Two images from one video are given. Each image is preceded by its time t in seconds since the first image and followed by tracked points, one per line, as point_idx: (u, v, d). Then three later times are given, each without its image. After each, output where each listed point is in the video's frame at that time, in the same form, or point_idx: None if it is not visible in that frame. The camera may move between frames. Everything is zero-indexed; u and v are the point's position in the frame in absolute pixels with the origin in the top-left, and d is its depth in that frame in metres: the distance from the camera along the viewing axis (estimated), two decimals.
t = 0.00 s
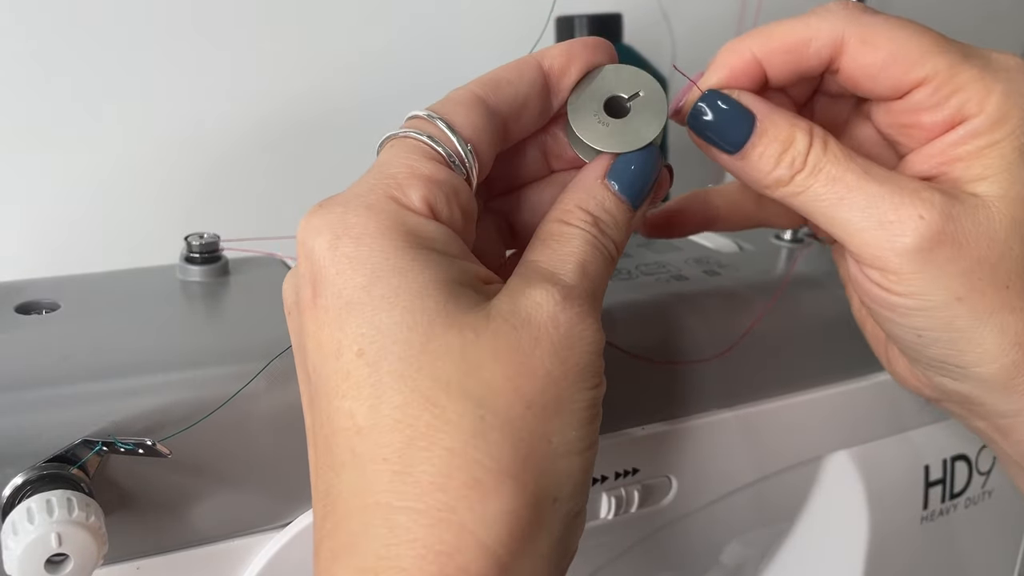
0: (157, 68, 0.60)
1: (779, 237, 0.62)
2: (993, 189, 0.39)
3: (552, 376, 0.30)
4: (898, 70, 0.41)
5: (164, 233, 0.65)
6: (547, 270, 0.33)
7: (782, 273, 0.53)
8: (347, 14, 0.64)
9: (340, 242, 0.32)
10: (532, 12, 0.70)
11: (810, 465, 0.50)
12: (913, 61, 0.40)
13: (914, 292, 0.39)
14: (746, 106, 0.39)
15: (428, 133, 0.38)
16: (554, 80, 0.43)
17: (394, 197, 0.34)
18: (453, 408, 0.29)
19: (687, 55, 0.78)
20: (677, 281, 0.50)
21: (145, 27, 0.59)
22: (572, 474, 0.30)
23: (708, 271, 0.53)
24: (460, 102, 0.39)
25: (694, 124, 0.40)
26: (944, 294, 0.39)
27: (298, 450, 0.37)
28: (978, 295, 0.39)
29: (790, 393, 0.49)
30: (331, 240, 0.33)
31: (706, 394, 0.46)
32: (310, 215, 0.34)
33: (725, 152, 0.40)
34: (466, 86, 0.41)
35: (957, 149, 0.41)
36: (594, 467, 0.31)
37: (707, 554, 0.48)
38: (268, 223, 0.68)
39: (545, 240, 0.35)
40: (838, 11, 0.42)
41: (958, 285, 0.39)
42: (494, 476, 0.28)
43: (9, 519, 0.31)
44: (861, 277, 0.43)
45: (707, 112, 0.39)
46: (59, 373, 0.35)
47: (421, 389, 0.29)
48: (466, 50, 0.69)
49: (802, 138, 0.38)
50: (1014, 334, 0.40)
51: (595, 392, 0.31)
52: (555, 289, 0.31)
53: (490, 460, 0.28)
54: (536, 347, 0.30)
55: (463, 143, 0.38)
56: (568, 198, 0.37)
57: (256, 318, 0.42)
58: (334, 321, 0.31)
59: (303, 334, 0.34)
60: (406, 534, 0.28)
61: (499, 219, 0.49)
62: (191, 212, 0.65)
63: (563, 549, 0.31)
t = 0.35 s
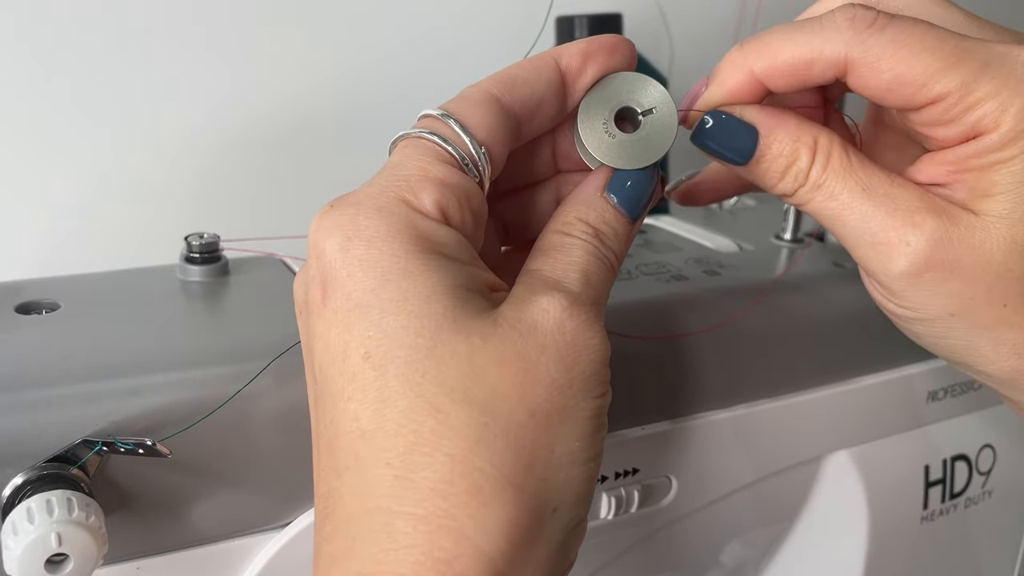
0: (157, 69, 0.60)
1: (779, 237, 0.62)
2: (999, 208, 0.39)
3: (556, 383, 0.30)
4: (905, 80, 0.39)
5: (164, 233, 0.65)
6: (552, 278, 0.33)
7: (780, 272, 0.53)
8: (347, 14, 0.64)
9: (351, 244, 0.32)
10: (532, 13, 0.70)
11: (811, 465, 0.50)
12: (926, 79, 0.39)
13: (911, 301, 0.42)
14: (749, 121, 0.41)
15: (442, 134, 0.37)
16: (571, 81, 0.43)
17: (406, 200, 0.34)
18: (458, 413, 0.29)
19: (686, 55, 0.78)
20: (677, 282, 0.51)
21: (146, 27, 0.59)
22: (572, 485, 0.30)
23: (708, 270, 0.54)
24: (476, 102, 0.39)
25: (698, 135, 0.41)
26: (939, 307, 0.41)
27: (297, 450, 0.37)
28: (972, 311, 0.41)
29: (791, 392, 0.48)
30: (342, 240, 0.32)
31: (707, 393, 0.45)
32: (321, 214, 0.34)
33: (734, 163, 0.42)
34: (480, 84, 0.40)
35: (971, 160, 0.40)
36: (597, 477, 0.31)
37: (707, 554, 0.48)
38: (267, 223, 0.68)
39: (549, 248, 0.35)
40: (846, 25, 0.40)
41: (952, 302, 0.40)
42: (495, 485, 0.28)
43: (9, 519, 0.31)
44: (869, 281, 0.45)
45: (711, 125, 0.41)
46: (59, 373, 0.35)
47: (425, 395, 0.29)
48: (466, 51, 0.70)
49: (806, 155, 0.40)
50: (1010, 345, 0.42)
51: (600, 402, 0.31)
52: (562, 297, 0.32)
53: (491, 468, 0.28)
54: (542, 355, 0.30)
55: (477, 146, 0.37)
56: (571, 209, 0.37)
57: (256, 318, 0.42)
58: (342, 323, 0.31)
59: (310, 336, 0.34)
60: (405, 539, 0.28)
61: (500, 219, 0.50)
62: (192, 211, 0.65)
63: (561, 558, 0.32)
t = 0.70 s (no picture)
0: (157, 69, 0.60)
1: (779, 237, 0.62)
2: (999, 192, 0.39)
3: (558, 390, 0.30)
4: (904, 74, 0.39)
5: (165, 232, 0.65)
6: (557, 283, 0.33)
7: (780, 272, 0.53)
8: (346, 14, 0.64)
9: (360, 244, 0.32)
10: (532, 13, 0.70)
11: (810, 465, 0.50)
12: (924, 70, 0.38)
13: (913, 290, 0.42)
14: (745, 120, 0.41)
15: (456, 137, 0.37)
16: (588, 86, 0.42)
17: (416, 202, 0.34)
18: (459, 417, 0.29)
19: (686, 55, 0.78)
20: (677, 282, 0.51)
21: (146, 27, 0.59)
22: (570, 491, 0.30)
23: (708, 271, 0.53)
24: (492, 105, 0.38)
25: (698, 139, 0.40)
26: (943, 294, 0.41)
27: (296, 451, 0.37)
28: (976, 296, 0.41)
29: (790, 393, 0.48)
30: (351, 240, 0.32)
31: (707, 393, 0.45)
32: (331, 212, 0.34)
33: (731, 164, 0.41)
34: (498, 87, 0.40)
35: (967, 148, 0.40)
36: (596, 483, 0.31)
37: (707, 554, 0.48)
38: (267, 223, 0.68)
39: (556, 252, 0.35)
40: (841, 17, 0.40)
41: (956, 288, 0.41)
42: (494, 489, 0.28)
43: (9, 518, 0.31)
44: (869, 272, 0.45)
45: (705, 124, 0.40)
46: (59, 373, 0.35)
47: (428, 397, 0.29)
48: (465, 51, 0.70)
49: (806, 149, 0.40)
50: (1015, 328, 0.42)
51: (600, 409, 0.32)
52: (568, 303, 0.32)
53: (490, 473, 0.28)
54: (545, 361, 0.30)
55: (490, 151, 0.37)
56: (581, 213, 0.37)
57: (256, 319, 0.42)
58: (349, 323, 0.31)
59: (315, 335, 0.34)
60: (403, 542, 0.28)
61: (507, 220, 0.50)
62: (192, 211, 0.65)
63: (558, 563, 0.32)
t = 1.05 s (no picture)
0: (157, 69, 0.60)
1: (779, 237, 0.62)
2: (1009, 184, 0.39)
3: (558, 394, 0.30)
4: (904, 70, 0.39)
5: (165, 232, 0.65)
6: (560, 284, 0.33)
7: (781, 272, 0.53)
8: (346, 15, 0.64)
9: (364, 244, 0.32)
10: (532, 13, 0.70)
11: (810, 465, 0.50)
12: (927, 63, 0.38)
13: (923, 286, 0.42)
14: (751, 117, 0.40)
15: (463, 139, 0.37)
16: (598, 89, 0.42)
17: (421, 204, 0.34)
18: (460, 419, 0.29)
19: (686, 56, 0.78)
20: (676, 282, 0.51)
21: (146, 28, 0.59)
22: (570, 494, 0.30)
23: (708, 271, 0.54)
24: (501, 107, 0.38)
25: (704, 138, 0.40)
26: (955, 290, 0.41)
27: (297, 451, 0.37)
28: (989, 289, 0.41)
29: (790, 393, 0.48)
30: (355, 240, 0.32)
31: (708, 393, 0.45)
32: (336, 212, 0.34)
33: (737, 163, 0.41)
34: (506, 88, 0.40)
35: (974, 142, 0.40)
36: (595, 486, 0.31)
37: (707, 554, 0.48)
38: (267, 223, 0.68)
39: (559, 254, 0.35)
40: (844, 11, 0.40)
41: (969, 284, 0.40)
42: (495, 492, 0.28)
43: (9, 518, 0.31)
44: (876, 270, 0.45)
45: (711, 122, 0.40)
46: (60, 373, 0.35)
47: (431, 399, 0.29)
48: (466, 51, 0.70)
49: (813, 146, 0.40)
50: None
51: (600, 412, 0.32)
52: (569, 306, 0.32)
53: (490, 475, 0.28)
54: (545, 364, 0.30)
55: (497, 154, 0.37)
56: (587, 214, 0.37)
57: (256, 318, 0.42)
58: (353, 323, 0.31)
59: (317, 334, 0.34)
60: (402, 543, 0.28)
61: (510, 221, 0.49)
62: (192, 211, 0.65)
63: (558, 565, 0.32)
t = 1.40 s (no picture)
0: (157, 69, 0.60)
1: (779, 237, 0.62)
2: None
3: (559, 393, 0.30)
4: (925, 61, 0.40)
5: (165, 232, 0.65)
6: (562, 283, 0.33)
7: (782, 272, 0.53)
8: (346, 15, 0.64)
9: (365, 245, 0.32)
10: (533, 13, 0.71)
11: (810, 465, 0.50)
12: (936, 57, 0.39)
13: (942, 283, 0.42)
14: (764, 117, 0.40)
15: (462, 138, 0.37)
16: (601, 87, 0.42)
17: (421, 205, 0.34)
18: (461, 420, 0.29)
19: (686, 56, 0.78)
20: (676, 282, 0.51)
21: (145, 28, 0.59)
22: (570, 494, 0.30)
23: (709, 271, 0.54)
24: (502, 106, 0.38)
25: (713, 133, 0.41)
26: (977, 285, 0.41)
27: (296, 451, 0.37)
28: (1011, 284, 0.41)
29: (790, 393, 0.48)
30: (356, 241, 0.32)
31: (708, 393, 0.45)
32: (335, 212, 0.34)
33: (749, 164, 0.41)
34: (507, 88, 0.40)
35: (987, 138, 0.41)
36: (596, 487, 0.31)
37: (707, 553, 0.48)
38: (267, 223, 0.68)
39: (562, 253, 0.35)
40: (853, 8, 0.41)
41: (990, 280, 0.40)
42: (495, 493, 0.28)
43: (9, 518, 0.31)
44: (893, 270, 0.45)
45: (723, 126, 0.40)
46: (60, 373, 0.35)
47: (432, 399, 0.29)
48: (465, 51, 0.70)
49: (827, 147, 0.40)
50: None
51: (601, 412, 0.32)
52: (569, 306, 0.32)
53: (491, 476, 0.28)
54: (546, 363, 0.30)
55: (497, 154, 0.37)
56: (592, 213, 0.37)
57: (256, 318, 0.42)
58: (353, 323, 0.31)
59: (318, 334, 0.34)
60: (403, 543, 0.28)
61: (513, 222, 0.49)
62: (191, 211, 0.65)
63: (560, 566, 0.32)
